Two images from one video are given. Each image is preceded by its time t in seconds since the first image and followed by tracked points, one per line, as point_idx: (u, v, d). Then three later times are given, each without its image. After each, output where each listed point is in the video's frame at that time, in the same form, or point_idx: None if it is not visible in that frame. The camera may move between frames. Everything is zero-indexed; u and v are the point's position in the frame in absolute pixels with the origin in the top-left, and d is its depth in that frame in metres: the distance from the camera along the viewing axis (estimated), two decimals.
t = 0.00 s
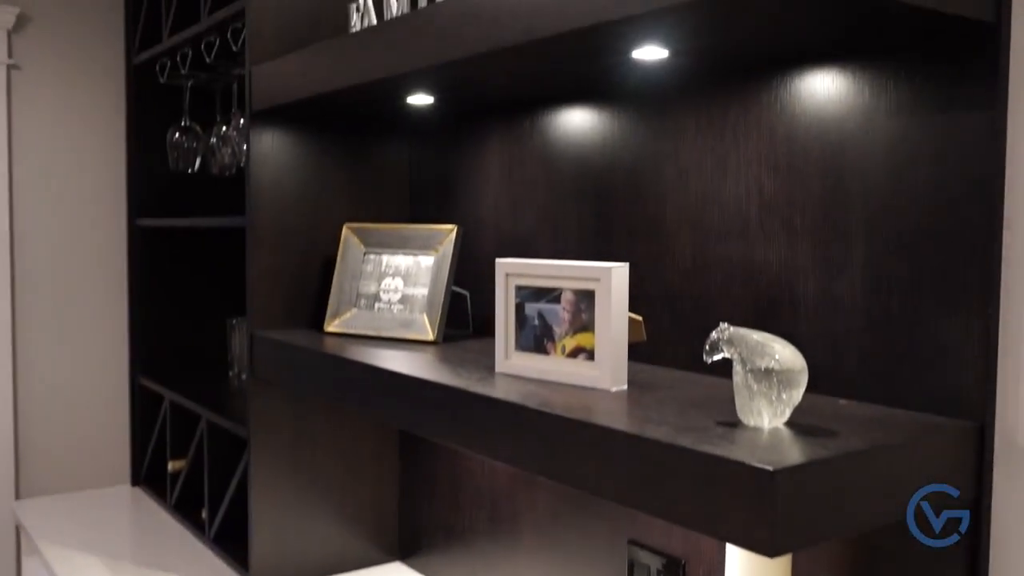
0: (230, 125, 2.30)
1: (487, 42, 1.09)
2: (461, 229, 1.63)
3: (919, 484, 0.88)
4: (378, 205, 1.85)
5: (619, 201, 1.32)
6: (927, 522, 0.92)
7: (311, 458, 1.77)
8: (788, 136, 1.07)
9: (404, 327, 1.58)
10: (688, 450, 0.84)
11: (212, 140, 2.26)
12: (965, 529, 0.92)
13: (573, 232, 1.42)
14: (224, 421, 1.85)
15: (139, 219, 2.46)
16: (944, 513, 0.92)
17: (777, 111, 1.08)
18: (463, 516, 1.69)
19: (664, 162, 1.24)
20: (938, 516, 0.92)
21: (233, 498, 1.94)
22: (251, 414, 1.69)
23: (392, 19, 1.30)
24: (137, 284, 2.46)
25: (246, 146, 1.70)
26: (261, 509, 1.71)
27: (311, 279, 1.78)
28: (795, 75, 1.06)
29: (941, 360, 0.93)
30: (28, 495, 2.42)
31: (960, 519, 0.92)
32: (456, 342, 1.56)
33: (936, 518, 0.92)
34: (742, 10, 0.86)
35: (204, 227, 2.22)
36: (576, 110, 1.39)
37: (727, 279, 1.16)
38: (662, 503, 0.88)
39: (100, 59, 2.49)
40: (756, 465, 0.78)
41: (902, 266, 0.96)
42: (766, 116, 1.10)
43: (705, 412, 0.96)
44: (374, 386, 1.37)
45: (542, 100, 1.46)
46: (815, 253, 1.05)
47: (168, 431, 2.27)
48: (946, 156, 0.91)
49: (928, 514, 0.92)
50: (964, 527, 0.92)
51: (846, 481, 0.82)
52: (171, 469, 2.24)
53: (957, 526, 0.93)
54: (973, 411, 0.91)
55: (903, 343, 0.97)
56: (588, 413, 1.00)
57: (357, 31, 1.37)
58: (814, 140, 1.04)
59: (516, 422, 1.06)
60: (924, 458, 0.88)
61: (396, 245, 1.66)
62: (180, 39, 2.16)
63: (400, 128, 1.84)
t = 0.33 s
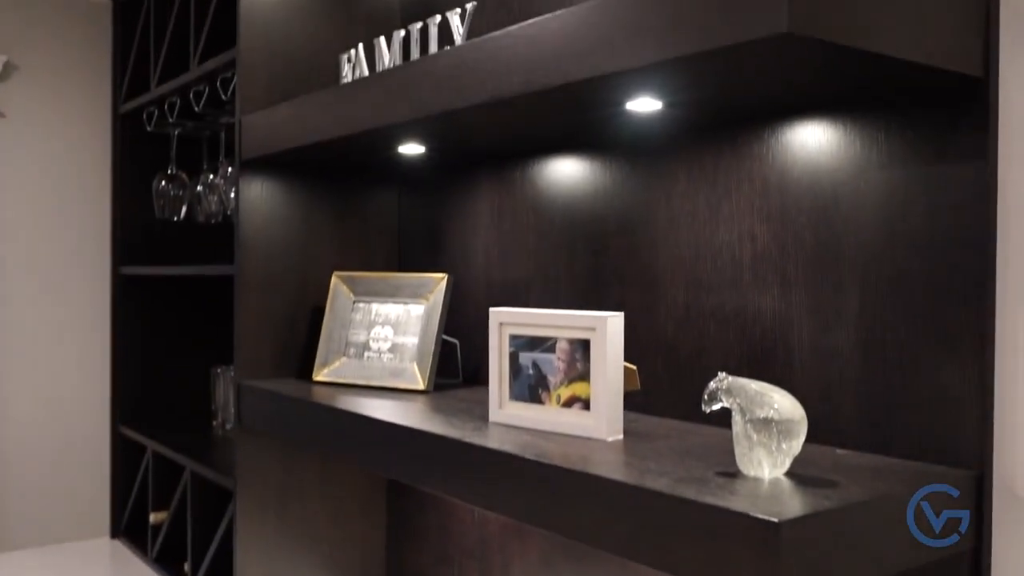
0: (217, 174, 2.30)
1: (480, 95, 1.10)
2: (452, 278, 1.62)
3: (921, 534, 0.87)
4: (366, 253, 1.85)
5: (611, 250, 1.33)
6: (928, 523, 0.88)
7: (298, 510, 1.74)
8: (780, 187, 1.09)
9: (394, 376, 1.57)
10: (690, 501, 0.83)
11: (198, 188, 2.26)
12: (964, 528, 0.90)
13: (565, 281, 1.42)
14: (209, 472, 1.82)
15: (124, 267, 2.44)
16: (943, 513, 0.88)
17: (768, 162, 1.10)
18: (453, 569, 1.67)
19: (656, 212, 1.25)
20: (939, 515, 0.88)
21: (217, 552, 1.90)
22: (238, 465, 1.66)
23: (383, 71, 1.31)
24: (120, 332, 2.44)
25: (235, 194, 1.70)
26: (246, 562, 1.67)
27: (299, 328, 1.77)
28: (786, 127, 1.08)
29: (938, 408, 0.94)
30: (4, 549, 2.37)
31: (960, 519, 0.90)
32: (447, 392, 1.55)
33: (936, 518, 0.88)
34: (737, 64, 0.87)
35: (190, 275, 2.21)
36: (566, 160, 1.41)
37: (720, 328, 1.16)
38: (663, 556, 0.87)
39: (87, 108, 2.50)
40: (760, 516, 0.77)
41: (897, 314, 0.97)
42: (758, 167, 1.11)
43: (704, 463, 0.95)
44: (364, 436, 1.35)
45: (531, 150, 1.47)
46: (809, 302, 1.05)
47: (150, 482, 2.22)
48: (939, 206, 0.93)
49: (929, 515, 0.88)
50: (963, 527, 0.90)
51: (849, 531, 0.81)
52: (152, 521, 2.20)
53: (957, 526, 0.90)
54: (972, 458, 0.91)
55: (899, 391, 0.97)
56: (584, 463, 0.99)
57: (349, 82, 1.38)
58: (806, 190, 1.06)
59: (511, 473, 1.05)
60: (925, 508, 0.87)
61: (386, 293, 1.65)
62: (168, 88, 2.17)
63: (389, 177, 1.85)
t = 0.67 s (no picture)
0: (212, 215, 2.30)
1: (481, 140, 1.11)
2: (449, 320, 1.62)
3: None
4: (362, 295, 1.84)
5: (611, 293, 1.33)
6: (926, 522, 0.91)
7: (292, 555, 1.72)
8: (781, 230, 1.09)
9: (392, 419, 1.56)
10: (698, 546, 0.82)
11: (193, 230, 2.26)
12: (965, 530, 0.89)
13: (564, 323, 1.42)
14: (201, 516, 1.79)
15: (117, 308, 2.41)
16: (943, 513, 0.91)
17: (769, 205, 1.11)
18: None
19: (656, 254, 1.26)
20: (938, 515, 0.91)
21: None
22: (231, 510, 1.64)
23: (382, 115, 1.32)
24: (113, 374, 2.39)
25: (233, 236, 1.70)
26: None
27: (295, 370, 1.76)
28: (786, 171, 1.09)
29: (943, 451, 0.93)
30: None
31: (960, 519, 0.90)
32: (445, 435, 1.54)
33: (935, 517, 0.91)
34: (740, 110, 0.88)
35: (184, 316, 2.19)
36: (565, 202, 1.42)
37: (722, 371, 1.16)
38: None
39: (81, 135, 2.62)
40: (770, 560, 0.76)
41: (901, 357, 0.97)
42: (758, 210, 1.12)
43: (710, 508, 0.94)
44: (361, 480, 1.34)
45: (529, 193, 1.48)
46: (811, 346, 1.06)
47: (139, 526, 2.19)
48: (942, 249, 0.93)
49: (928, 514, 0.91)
50: (964, 528, 0.89)
51: None
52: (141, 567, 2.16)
53: (957, 526, 0.90)
54: (980, 503, 0.91)
55: (904, 434, 0.97)
56: (588, 507, 0.98)
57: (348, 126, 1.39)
58: (807, 234, 1.06)
59: (513, 518, 1.04)
60: (934, 553, 0.87)
61: (383, 335, 1.64)
62: (165, 131, 2.17)
63: (386, 219, 1.85)
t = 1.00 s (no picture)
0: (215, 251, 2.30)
1: (492, 177, 1.11)
2: (456, 356, 1.61)
3: None
4: (367, 331, 1.84)
5: (618, 329, 1.33)
6: (928, 522, 0.95)
7: None
8: (791, 268, 1.10)
9: (397, 456, 1.55)
10: None
11: (195, 266, 2.26)
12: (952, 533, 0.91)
13: (571, 360, 1.42)
14: (201, 554, 1.77)
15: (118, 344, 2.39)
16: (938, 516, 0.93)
17: (777, 242, 1.11)
18: None
19: (664, 291, 1.26)
20: (938, 515, 0.95)
21: None
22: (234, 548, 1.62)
23: (391, 153, 1.33)
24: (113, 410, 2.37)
25: (238, 272, 1.70)
26: None
27: (299, 407, 1.76)
28: (793, 208, 1.10)
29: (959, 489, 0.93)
30: None
31: (959, 519, 0.93)
32: (451, 472, 1.53)
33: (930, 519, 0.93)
34: (751, 148, 0.89)
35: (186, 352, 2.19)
36: (570, 239, 1.42)
37: (733, 408, 1.16)
38: None
39: (81, 168, 2.69)
40: None
41: (914, 395, 0.97)
42: (767, 247, 1.12)
43: (725, 547, 0.94)
44: (367, 518, 1.32)
45: (535, 230, 1.48)
46: (824, 383, 1.05)
47: (138, 565, 2.16)
48: (954, 286, 0.94)
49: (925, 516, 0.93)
50: (963, 528, 0.92)
51: None
52: None
53: (957, 526, 0.93)
54: (997, 541, 0.90)
55: (918, 470, 0.96)
56: (600, 546, 0.97)
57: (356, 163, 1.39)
58: (817, 271, 1.07)
59: (524, 557, 1.03)
60: None
61: (389, 371, 1.64)
62: (168, 167, 2.18)
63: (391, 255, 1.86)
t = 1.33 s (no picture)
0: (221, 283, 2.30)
1: (505, 211, 1.12)
2: (465, 389, 1.60)
3: None
4: (374, 364, 1.83)
5: (629, 363, 1.33)
6: (928, 522, 0.96)
7: None
8: (804, 302, 1.10)
9: (407, 490, 1.54)
10: None
11: (201, 299, 2.26)
12: (964, 529, 0.93)
13: (581, 394, 1.41)
14: None
15: (121, 377, 2.38)
16: (943, 513, 0.95)
17: (790, 276, 1.11)
18: None
19: (676, 324, 1.26)
20: (938, 515, 0.95)
21: None
22: None
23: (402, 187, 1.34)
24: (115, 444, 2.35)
25: (246, 305, 1.70)
26: None
27: (306, 440, 1.75)
28: (806, 241, 1.10)
29: (978, 523, 0.92)
30: None
31: (959, 519, 0.93)
32: (461, 507, 1.52)
33: (935, 518, 0.96)
34: (767, 183, 0.90)
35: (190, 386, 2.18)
36: (580, 272, 1.42)
37: (746, 442, 1.15)
38: None
39: (85, 202, 2.70)
40: None
41: (930, 428, 0.97)
42: (780, 281, 1.13)
43: None
44: (375, 553, 1.31)
45: (544, 263, 1.48)
46: (839, 418, 1.05)
47: None
48: (970, 319, 0.94)
49: (928, 514, 0.96)
50: (963, 527, 0.93)
51: None
52: None
53: (957, 526, 0.94)
54: None
55: (935, 506, 0.96)
56: None
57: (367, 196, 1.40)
58: (831, 305, 1.07)
59: None
60: None
61: (397, 405, 1.62)
62: (176, 201, 2.19)
63: (398, 288, 1.86)
